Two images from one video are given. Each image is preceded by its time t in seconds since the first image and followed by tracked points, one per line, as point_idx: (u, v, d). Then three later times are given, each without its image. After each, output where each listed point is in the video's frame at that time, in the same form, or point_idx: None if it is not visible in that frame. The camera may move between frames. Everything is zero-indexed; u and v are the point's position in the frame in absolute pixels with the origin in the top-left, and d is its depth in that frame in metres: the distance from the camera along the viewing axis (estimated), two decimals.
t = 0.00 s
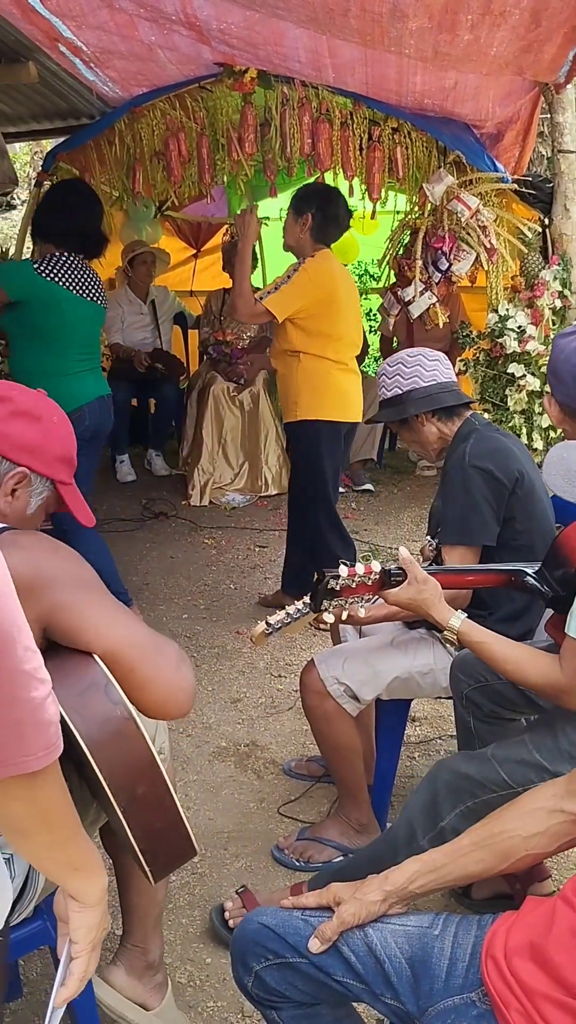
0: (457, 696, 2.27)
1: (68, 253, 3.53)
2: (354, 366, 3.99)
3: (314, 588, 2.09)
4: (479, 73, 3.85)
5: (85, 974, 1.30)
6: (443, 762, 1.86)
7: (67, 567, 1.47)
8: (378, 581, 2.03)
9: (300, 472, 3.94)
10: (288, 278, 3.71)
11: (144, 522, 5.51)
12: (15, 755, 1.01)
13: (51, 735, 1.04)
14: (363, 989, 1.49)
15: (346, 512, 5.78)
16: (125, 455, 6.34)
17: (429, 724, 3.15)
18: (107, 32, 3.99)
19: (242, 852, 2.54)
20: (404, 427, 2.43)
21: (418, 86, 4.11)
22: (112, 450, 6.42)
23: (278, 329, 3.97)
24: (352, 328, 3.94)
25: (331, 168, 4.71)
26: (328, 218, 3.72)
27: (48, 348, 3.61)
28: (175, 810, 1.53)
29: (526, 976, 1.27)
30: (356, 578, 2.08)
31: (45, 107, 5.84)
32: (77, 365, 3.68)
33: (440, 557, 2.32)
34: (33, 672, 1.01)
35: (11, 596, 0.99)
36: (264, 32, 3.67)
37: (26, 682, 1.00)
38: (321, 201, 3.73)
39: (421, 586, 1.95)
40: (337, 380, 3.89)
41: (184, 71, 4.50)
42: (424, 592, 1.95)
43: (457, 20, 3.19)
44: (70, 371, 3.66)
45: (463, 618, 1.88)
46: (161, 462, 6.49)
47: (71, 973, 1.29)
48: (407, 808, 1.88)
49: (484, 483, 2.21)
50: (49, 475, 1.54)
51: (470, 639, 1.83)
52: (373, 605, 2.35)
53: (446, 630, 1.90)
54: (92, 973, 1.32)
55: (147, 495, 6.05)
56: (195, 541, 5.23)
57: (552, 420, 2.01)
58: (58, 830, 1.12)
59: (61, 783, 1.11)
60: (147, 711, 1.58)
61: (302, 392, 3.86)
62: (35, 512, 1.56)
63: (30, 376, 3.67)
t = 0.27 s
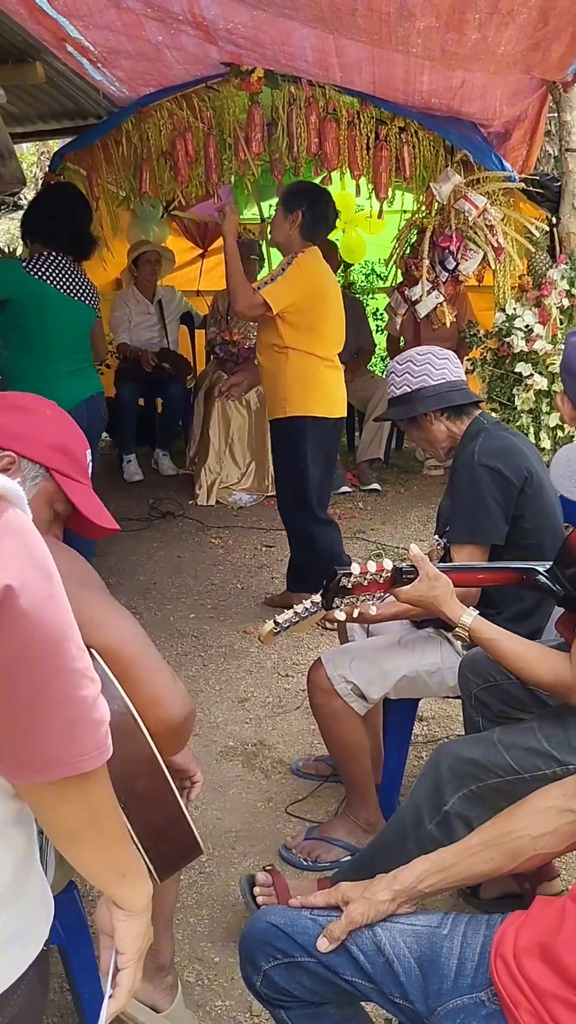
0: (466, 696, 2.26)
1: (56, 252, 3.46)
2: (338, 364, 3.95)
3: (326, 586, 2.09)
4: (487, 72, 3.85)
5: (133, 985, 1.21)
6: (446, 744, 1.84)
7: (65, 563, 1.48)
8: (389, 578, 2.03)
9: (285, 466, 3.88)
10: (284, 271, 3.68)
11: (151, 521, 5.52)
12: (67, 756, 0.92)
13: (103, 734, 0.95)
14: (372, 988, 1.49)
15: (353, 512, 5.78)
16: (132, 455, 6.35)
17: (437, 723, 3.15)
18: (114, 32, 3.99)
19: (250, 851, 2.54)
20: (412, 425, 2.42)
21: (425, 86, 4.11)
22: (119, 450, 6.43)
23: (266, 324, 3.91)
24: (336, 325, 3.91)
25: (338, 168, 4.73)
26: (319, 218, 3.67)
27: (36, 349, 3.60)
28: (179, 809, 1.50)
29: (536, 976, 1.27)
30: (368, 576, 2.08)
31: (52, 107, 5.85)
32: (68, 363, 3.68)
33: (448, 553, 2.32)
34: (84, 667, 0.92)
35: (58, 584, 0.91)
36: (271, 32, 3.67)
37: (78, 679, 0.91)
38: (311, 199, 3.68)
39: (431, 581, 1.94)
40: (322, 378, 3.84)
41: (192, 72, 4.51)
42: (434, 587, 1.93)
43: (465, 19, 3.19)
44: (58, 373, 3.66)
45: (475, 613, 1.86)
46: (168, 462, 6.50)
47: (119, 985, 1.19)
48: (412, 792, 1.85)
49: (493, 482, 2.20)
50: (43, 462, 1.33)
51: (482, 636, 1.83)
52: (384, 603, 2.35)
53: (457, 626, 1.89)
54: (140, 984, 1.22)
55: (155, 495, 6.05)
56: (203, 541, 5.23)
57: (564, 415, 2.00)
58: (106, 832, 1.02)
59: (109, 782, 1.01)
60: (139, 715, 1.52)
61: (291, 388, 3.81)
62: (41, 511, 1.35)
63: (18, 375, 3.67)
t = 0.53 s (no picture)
0: (471, 696, 2.26)
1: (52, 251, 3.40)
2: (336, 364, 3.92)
3: (335, 581, 2.09)
4: (492, 72, 3.85)
5: (170, 975, 1.20)
6: (458, 754, 1.83)
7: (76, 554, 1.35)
8: (399, 575, 2.02)
9: (277, 466, 3.85)
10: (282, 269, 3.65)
11: (156, 521, 5.52)
12: (107, 751, 0.92)
13: (140, 728, 0.96)
14: (378, 988, 1.49)
15: (358, 512, 5.77)
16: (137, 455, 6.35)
17: (442, 723, 3.15)
18: (119, 32, 4.00)
19: (255, 851, 2.54)
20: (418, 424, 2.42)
21: (430, 86, 4.12)
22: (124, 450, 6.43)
23: (262, 325, 3.87)
24: (332, 325, 3.88)
25: (344, 167, 4.75)
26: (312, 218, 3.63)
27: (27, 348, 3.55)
28: (184, 810, 1.48)
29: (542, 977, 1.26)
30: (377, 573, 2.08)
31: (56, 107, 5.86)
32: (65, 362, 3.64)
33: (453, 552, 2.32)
34: (117, 660, 0.93)
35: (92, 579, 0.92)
36: (276, 32, 3.67)
37: (112, 672, 0.92)
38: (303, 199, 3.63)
39: (442, 579, 1.94)
40: (320, 378, 3.81)
41: (197, 72, 4.51)
42: (444, 586, 1.94)
43: (470, 19, 3.18)
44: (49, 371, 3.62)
45: (485, 611, 1.87)
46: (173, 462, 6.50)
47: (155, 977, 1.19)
48: (419, 804, 1.85)
49: (498, 481, 2.20)
50: (20, 436, 1.05)
51: (491, 635, 1.83)
52: (391, 601, 2.34)
53: (466, 623, 1.90)
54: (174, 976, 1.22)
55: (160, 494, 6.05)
56: (208, 541, 5.24)
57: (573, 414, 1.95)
58: (141, 826, 1.03)
59: (144, 776, 1.02)
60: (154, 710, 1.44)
61: (289, 387, 3.78)
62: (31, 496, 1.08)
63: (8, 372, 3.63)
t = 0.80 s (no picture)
0: (474, 696, 2.26)
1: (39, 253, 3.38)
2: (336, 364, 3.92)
3: (340, 581, 2.09)
4: (495, 72, 3.85)
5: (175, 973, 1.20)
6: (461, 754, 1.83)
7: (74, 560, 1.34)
8: (403, 576, 2.03)
9: (277, 465, 3.85)
10: (283, 269, 3.64)
11: (159, 521, 5.53)
12: (115, 755, 0.93)
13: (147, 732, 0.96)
14: (382, 989, 1.48)
15: (361, 512, 5.78)
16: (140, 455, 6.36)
17: (445, 723, 3.15)
18: (122, 32, 4.00)
19: (259, 851, 2.54)
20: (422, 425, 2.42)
21: (433, 86, 4.12)
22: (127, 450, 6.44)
23: (262, 323, 3.87)
24: (332, 326, 3.88)
25: (347, 167, 4.76)
26: (316, 214, 3.65)
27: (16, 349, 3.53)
28: (188, 810, 1.49)
29: (546, 977, 1.26)
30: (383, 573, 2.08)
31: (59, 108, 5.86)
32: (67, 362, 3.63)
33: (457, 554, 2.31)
34: (126, 665, 0.93)
35: (101, 584, 0.92)
36: (279, 32, 3.67)
37: (121, 677, 0.92)
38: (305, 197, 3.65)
39: (445, 580, 1.93)
40: (319, 378, 3.80)
41: (200, 72, 4.51)
42: (448, 586, 1.93)
43: (473, 20, 3.19)
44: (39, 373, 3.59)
45: (489, 612, 1.87)
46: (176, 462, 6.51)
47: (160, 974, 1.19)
48: (424, 806, 1.84)
49: (502, 482, 2.20)
50: (11, 436, 1.09)
51: (495, 636, 1.83)
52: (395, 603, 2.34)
53: (470, 624, 1.89)
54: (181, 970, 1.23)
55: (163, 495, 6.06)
56: (211, 541, 5.24)
57: None
58: (149, 829, 1.03)
59: (152, 780, 1.02)
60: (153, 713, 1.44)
61: (287, 386, 3.77)
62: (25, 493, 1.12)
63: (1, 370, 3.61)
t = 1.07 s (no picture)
0: (481, 696, 2.25)
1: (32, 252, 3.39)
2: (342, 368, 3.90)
3: (344, 580, 2.09)
4: (503, 73, 3.83)
5: (177, 971, 1.20)
6: (467, 755, 1.82)
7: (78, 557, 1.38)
8: (408, 574, 2.05)
9: (281, 467, 3.84)
10: (287, 277, 3.60)
11: (166, 522, 5.54)
12: (117, 758, 0.93)
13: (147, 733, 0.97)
14: (389, 990, 1.48)
15: (368, 512, 5.78)
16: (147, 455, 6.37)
17: (452, 723, 3.15)
18: (129, 33, 4.00)
19: (266, 852, 2.54)
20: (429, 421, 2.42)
21: (441, 87, 4.12)
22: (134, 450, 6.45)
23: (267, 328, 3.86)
24: (340, 329, 3.85)
25: (354, 167, 4.75)
26: (324, 216, 3.64)
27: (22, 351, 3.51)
28: (199, 809, 1.50)
29: (554, 979, 1.26)
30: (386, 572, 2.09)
31: (65, 109, 5.87)
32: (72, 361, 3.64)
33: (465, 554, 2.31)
34: (127, 667, 0.94)
35: (102, 587, 0.93)
36: (286, 32, 3.66)
37: (123, 680, 0.92)
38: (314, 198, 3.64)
39: (451, 580, 1.94)
40: (324, 383, 3.79)
41: (207, 73, 4.51)
42: (454, 586, 1.94)
43: (481, 20, 3.17)
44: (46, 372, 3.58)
45: (495, 612, 1.87)
46: (183, 462, 6.52)
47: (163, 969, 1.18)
48: (429, 804, 1.84)
49: (509, 482, 2.20)
50: (18, 436, 1.09)
51: (503, 637, 1.82)
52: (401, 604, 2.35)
53: (476, 623, 1.90)
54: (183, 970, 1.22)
55: (170, 495, 6.07)
56: (217, 541, 5.25)
57: None
58: (150, 829, 1.04)
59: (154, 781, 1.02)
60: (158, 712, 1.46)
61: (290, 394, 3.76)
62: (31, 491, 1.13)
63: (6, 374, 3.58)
